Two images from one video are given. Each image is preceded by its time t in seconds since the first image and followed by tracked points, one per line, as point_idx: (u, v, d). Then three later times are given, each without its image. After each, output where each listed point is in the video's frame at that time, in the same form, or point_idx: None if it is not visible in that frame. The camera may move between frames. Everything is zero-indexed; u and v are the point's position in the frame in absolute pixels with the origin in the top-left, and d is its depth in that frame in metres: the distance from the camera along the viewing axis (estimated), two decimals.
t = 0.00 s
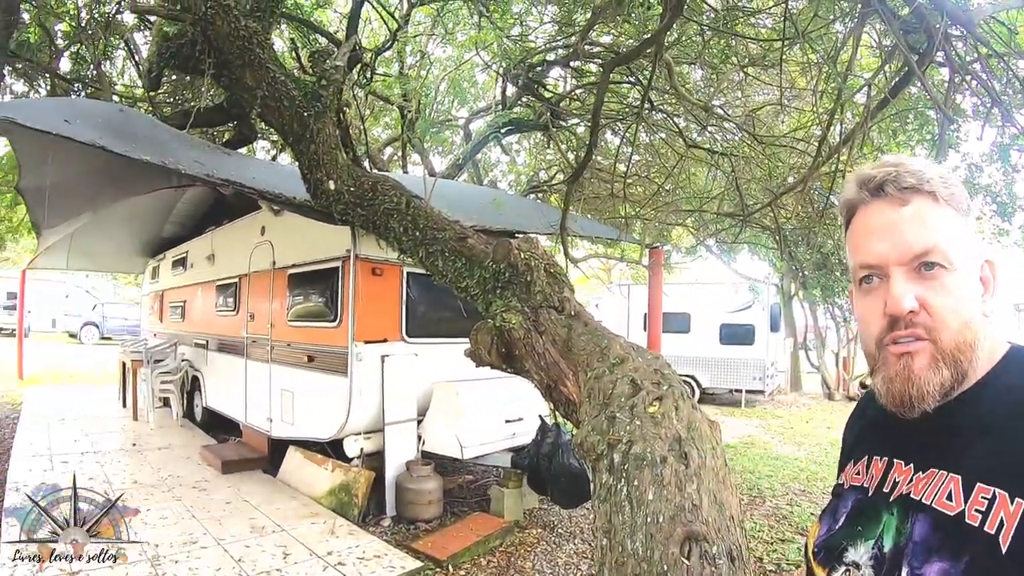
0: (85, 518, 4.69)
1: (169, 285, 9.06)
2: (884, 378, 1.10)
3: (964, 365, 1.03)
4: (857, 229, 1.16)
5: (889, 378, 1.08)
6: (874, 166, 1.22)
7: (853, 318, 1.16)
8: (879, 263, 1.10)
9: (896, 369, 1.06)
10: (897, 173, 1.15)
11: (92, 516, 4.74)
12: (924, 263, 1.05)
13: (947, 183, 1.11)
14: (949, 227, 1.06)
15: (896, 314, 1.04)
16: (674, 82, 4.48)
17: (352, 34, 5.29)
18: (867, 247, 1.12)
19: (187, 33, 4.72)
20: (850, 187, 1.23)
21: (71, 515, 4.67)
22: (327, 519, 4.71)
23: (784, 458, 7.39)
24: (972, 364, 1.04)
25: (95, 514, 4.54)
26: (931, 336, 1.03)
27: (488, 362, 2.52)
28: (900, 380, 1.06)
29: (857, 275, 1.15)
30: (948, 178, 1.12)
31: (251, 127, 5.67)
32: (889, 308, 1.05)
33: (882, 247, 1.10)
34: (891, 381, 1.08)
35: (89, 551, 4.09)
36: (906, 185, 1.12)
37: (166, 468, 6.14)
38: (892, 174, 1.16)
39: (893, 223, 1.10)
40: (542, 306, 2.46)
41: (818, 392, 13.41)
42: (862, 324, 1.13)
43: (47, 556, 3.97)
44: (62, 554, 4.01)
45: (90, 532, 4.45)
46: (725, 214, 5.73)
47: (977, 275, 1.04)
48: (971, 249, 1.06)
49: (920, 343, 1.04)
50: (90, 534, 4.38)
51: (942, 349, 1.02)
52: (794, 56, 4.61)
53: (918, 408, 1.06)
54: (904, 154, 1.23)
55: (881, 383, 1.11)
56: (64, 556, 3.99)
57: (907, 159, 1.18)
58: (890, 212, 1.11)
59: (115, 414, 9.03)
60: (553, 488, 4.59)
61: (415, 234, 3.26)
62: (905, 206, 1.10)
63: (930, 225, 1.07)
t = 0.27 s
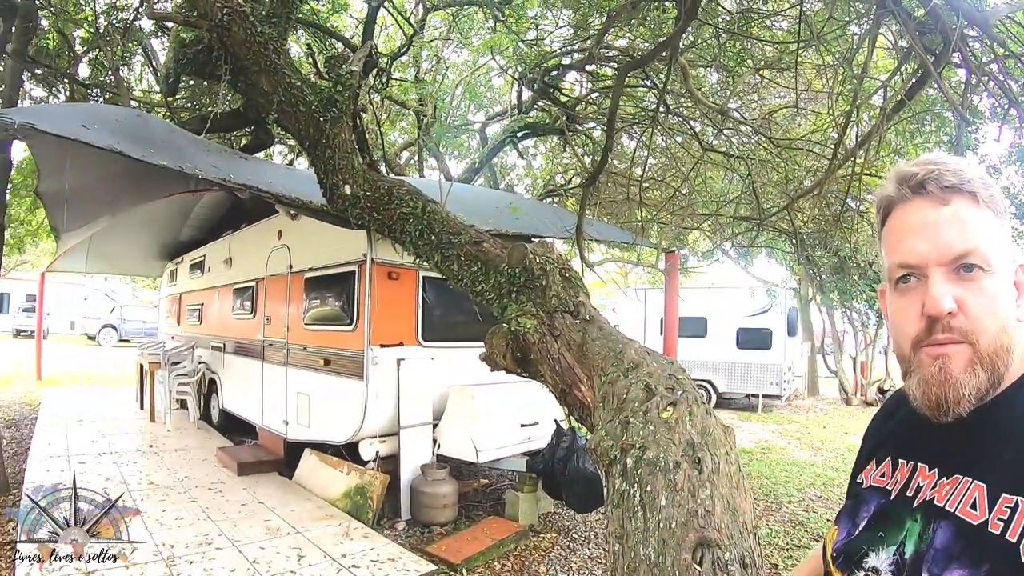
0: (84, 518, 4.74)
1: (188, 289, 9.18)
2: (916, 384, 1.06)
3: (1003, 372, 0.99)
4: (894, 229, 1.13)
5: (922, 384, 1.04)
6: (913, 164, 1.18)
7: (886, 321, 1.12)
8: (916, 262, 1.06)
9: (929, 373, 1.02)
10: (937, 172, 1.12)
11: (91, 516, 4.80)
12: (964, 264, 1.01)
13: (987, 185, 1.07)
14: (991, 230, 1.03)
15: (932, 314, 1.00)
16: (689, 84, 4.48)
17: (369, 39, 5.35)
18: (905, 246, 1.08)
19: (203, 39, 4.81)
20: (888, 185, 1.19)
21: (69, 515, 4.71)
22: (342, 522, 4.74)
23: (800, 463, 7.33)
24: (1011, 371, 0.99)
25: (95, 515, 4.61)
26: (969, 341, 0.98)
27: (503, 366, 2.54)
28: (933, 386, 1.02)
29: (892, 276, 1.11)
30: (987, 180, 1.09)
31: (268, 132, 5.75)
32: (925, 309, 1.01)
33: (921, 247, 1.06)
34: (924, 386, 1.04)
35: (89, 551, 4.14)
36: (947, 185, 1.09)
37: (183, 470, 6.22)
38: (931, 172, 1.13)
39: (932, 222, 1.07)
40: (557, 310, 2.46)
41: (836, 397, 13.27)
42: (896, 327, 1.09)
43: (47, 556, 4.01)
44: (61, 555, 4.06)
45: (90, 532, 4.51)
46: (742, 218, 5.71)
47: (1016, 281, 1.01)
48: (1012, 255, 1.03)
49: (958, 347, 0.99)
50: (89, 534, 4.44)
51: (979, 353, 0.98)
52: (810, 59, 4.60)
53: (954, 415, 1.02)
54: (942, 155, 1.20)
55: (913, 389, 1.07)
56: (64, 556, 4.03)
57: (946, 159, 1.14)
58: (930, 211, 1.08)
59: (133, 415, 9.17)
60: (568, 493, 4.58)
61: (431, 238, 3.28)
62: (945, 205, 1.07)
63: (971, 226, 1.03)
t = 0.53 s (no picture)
0: (85, 517, 4.80)
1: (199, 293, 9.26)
2: (927, 389, 1.06)
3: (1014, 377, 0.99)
4: (900, 233, 1.13)
5: (934, 389, 1.04)
6: (920, 169, 1.18)
7: (893, 326, 1.12)
8: (925, 267, 1.06)
9: (941, 378, 1.02)
10: (944, 176, 1.12)
11: (92, 515, 4.86)
12: (975, 270, 1.01)
13: (994, 189, 1.08)
14: (998, 234, 1.03)
15: (944, 319, 1.00)
16: (697, 88, 4.49)
17: (377, 45, 5.39)
18: (912, 250, 1.08)
19: (212, 46, 4.88)
20: (894, 188, 1.20)
21: (69, 515, 4.78)
22: (350, 526, 4.76)
23: (810, 468, 7.28)
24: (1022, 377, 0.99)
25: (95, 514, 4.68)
26: (981, 346, 0.99)
27: (511, 371, 2.56)
28: (944, 391, 1.02)
29: (901, 280, 1.11)
30: (995, 184, 1.09)
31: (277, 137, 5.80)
32: (936, 313, 1.02)
33: (930, 251, 1.06)
34: (934, 391, 1.04)
35: (88, 551, 4.20)
36: (954, 189, 1.09)
37: (192, 473, 6.26)
38: (938, 176, 1.14)
39: (940, 227, 1.07)
40: (564, 315, 2.47)
41: (846, 401, 13.18)
42: (905, 332, 1.09)
43: (45, 556, 4.09)
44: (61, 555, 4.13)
45: (90, 532, 4.57)
46: (750, 221, 5.70)
47: None
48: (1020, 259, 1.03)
49: (968, 353, 1.00)
50: (90, 533, 4.51)
51: (991, 359, 0.98)
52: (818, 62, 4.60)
53: (965, 421, 1.02)
54: (949, 159, 1.20)
55: (923, 394, 1.07)
56: (64, 557, 4.09)
57: (953, 163, 1.15)
58: (937, 215, 1.08)
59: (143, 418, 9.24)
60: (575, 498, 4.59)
61: (439, 243, 3.30)
62: (952, 210, 1.07)
63: (979, 230, 1.04)
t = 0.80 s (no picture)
0: (85, 518, 4.83)
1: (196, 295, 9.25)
2: (914, 389, 1.06)
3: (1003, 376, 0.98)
4: (886, 233, 1.13)
5: (921, 390, 1.04)
6: (905, 168, 1.19)
7: (880, 327, 1.12)
8: (911, 266, 1.06)
9: (929, 378, 1.02)
10: (929, 176, 1.13)
11: (92, 516, 4.88)
12: (961, 269, 1.01)
13: (980, 189, 1.08)
14: (983, 233, 1.03)
15: (929, 317, 1.00)
16: (694, 92, 4.50)
17: (375, 48, 5.39)
18: (898, 250, 1.09)
19: (208, 49, 4.99)
20: (880, 189, 1.20)
21: (68, 515, 4.81)
22: (347, 529, 4.75)
23: (807, 471, 7.29)
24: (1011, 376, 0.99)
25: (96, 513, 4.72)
26: (968, 345, 0.99)
27: (506, 373, 2.56)
28: (932, 391, 1.02)
29: (887, 280, 1.11)
30: (981, 184, 1.09)
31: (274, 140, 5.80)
32: (922, 312, 1.02)
33: (915, 250, 1.06)
34: (922, 392, 1.04)
35: (89, 551, 4.21)
36: (939, 189, 1.09)
37: (189, 475, 6.25)
38: (924, 176, 1.14)
39: (924, 225, 1.07)
40: (558, 318, 2.47)
41: (844, 404, 13.20)
42: (891, 333, 1.09)
43: (45, 557, 4.10)
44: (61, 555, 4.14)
45: (90, 532, 4.58)
46: (747, 224, 5.70)
47: (1010, 284, 1.01)
48: (1006, 258, 1.03)
49: (956, 352, 0.99)
50: (90, 533, 4.54)
51: (979, 358, 0.98)
52: (814, 66, 4.62)
53: (954, 422, 1.01)
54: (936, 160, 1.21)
55: (911, 395, 1.06)
56: (64, 557, 4.10)
57: (938, 164, 1.15)
58: (921, 214, 1.09)
59: (141, 421, 9.22)
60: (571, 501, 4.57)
61: (434, 246, 3.30)
62: (937, 209, 1.08)
63: (964, 229, 1.04)
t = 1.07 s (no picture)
0: (85, 518, 4.80)
1: (178, 295, 9.14)
2: (878, 391, 1.06)
3: (965, 374, 0.99)
4: (846, 234, 1.14)
5: (884, 392, 1.04)
6: (863, 170, 1.20)
7: (844, 329, 1.13)
8: (870, 268, 1.07)
9: (892, 380, 1.03)
10: (885, 177, 1.14)
11: (91, 516, 4.85)
12: (920, 268, 1.02)
13: (938, 188, 1.09)
14: (942, 231, 1.04)
15: (890, 320, 1.01)
16: (678, 93, 4.54)
17: (357, 46, 5.34)
18: (857, 252, 1.09)
19: (189, 48, 4.89)
20: (840, 191, 1.21)
21: (67, 516, 4.77)
22: (328, 530, 4.69)
23: (789, 471, 7.35)
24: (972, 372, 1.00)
25: (99, 513, 4.71)
26: (928, 346, 0.99)
27: (484, 374, 2.55)
28: (895, 392, 1.03)
29: (848, 283, 1.11)
30: (939, 183, 1.10)
31: (257, 140, 5.76)
32: (882, 314, 1.02)
33: (874, 252, 1.07)
34: (886, 394, 1.04)
35: (89, 551, 4.18)
36: (896, 191, 1.10)
37: (168, 477, 6.16)
38: (882, 177, 1.15)
39: (882, 226, 1.08)
40: (536, 319, 2.46)
41: (825, 405, 13.34)
42: (854, 335, 1.09)
43: (47, 556, 4.06)
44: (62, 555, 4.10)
45: (90, 532, 4.55)
46: (729, 226, 5.74)
47: (971, 282, 1.01)
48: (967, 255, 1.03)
49: (917, 351, 1.00)
50: (92, 532, 4.53)
51: (940, 358, 0.98)
52: (796, 70, 4.67)
53: (919, 422, 1.02)
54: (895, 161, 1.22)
55: (876, 397, 1.07)
56: (65, 556, 4.07)
57: (896, 165, 1.16)
58: (879, 216, 1.09)
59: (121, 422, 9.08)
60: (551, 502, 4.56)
61: (414, 246, 3.28)
62: (895, 209, 1.08)
63: (921, 229, 1.04)
